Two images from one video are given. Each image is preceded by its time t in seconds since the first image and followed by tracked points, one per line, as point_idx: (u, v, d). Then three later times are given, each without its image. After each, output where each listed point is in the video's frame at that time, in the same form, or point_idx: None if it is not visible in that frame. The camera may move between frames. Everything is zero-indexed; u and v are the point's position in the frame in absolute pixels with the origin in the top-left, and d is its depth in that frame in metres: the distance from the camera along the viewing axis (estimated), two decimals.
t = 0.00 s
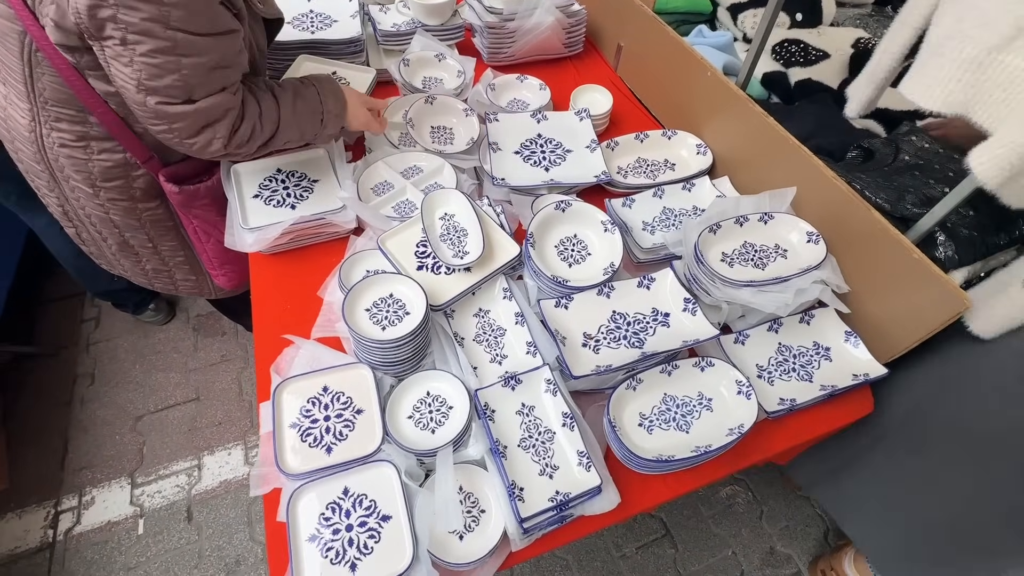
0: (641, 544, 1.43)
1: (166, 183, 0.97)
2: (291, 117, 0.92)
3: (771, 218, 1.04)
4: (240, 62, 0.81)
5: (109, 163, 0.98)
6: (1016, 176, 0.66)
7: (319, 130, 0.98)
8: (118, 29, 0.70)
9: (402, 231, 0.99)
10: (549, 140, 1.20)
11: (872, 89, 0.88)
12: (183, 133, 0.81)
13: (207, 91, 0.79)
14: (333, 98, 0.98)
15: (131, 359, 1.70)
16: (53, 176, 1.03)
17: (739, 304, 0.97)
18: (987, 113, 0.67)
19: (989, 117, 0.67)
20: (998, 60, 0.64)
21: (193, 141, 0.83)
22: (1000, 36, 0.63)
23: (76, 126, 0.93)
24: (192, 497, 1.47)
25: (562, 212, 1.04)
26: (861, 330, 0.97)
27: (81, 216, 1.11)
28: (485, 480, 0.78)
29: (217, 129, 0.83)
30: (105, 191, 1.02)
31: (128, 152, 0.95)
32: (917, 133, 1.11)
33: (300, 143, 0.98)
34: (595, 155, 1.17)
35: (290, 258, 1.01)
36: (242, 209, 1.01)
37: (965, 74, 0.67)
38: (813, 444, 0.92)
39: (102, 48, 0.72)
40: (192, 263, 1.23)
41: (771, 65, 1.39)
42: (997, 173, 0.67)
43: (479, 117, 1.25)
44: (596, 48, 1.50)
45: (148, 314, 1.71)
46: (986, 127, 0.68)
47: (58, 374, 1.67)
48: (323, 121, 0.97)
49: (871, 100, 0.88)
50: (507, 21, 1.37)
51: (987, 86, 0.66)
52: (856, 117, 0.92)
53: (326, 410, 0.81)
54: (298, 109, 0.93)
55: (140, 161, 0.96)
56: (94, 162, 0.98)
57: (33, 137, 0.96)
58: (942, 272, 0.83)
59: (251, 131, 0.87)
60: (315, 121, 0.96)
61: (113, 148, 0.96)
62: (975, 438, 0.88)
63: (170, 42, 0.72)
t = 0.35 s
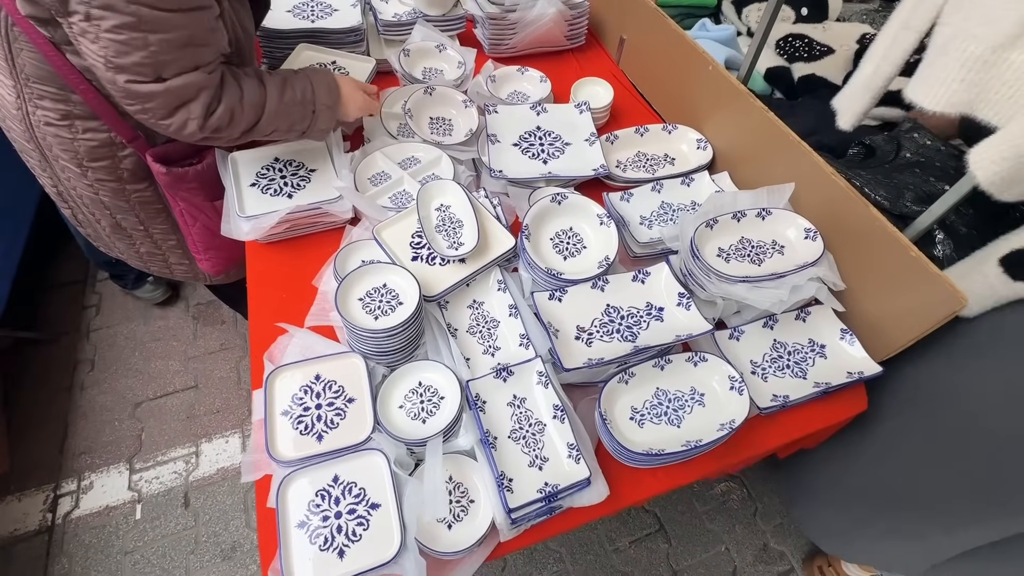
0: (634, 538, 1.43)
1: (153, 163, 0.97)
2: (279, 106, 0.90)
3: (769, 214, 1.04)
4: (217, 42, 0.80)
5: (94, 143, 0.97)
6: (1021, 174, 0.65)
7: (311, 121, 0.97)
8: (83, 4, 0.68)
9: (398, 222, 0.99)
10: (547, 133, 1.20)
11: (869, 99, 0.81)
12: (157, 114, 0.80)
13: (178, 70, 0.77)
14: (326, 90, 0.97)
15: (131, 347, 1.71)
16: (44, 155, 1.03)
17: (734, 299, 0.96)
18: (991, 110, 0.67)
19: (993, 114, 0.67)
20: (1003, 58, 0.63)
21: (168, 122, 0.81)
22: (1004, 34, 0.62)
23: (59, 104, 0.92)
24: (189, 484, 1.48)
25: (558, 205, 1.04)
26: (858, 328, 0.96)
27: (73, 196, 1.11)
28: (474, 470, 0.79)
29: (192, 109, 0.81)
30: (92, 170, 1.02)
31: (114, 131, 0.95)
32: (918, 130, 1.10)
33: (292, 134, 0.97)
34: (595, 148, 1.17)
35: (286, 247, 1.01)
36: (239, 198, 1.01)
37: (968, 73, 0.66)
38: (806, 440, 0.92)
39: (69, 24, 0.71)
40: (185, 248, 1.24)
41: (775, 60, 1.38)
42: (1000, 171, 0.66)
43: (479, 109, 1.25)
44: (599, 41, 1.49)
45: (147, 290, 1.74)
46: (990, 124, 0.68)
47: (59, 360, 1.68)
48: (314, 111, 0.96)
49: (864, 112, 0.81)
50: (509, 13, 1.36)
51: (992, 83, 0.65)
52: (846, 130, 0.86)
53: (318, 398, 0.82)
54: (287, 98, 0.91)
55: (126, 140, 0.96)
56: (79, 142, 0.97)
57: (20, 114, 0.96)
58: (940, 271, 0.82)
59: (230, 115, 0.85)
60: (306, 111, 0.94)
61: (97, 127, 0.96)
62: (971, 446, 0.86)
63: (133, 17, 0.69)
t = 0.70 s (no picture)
0: (631, 541, 1.44)
1: (148, 154, 0.99)
2: (228, 113, 0.88)
3: (767, 221, 1.05)
4: (165, 39, 0.80)
5: (90, 136, 0.98)
6: (1005, 184, 0.67)
7: (271, 134, 0.94)
8: None
9: (400, 224, 1.01)
10: (548, 138, 1.21)
11: (857, 101, 0.83)
12: (92, 103, 0.81)
13: (112, 62, 0.77)
14: (292, 102, 0.94)
15: (134, 345, 1.72)
16: (49, 147, 1.06)
17: (731, 304, 0.97)
18: (977, 120, 0.68)
19: (980, 124, 0.68)
20: (988, 70, 0.65)
21: (104, 112, 0.82)
22: (987, 46, 0.64)
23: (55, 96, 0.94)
24: (189, 482, 1.49)
25: (557, 209, 1.06)
26: (854, 334, 0.97)
27: (77, 189, 1.13)
28: (472, 469, 0.80)
29: (124, 102, 0.81)
30: (92, 163, 1.03)
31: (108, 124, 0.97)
32: (914, 139, 1.11)
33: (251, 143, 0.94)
34: (595, 153, 1.18)
35: (290, 248, 1.03)
36: (243, 199, 1.02)
37: (954, 84, 0.67)
38: (801, 444, 0.93)
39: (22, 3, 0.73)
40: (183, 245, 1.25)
41: (775, 68, 1.39)
42: (988, 180, 0.67)
43: (482, 114, 1.27)
44: (601, 47, 1.51)
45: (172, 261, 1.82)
46: (976, 134, 0.69)
47: (62, 358, 1.69)
48: (275, 124, 0.93)
49: (854, 112, 0.83)
50: (512, 19, 1.38)
51: (978, 94, 0.67)
52: (836, 130, 0.88)
53: (319, 396, 0.83)
54: (239, 107, 0.89)
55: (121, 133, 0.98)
56: (76, 135, 0.98)
57: (24, 105, 0.98)
58: (934, 279, 0.83)
59: (167, 115, 0.84)
60: (263, 123, 0.92)
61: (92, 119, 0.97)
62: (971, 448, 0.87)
63: (71, 3, 0.71)
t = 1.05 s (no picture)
0: (628, 537, 1.45)
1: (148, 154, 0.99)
2: (283, 140, 0.86)
3: (763, 219, 1.07)
4: (201, 29, 0.80)
5: (95, 133, 1.00)
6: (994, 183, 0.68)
7: (322, 179, 0.90)
8: None
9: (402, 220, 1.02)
10: (548, 136, 1.23)
11: (850, 106, 0.84)
12: (149, 112, 0.80)
13: (163, 60, 0.78)
14: (349, 158, 0.90)
15: (137, 339, 1.74)
16: (54, 142, 1.06)
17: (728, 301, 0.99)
18: (967, 121, 0.69)
19: (970, 124, 0.69)
20: (979, 72, 0.66)
21: (159, 120, 0.81)
22: (977, 48, 0.65)
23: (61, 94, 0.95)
24: (191, 475, 1.51)
25: (557, 206, 1.07)
26: (848, 332, 0.99)
27: (82, 182, 1.14)
28: (471, 460, 0.81)
29: (178, 103, 0.80)
30: (96, 159, 1.05)
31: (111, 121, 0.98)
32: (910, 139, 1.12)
33: (300, 186, 0.90)
34: (595, 152, 1.20)
35: (293, 243, 1.04)
36: (248, 195, 1.04)
37: (945, 85, 0.69)
38: (796, 439, 0.95)
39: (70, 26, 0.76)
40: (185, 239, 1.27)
41: (773, 68, 1.41)
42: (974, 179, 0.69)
43: (484, 113, 1.28)
44: (601, 48, 1.52)
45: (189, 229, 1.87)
46: (966, 134, 0.70)
47: (66, 352, 1.71)
48: (328, 170, 0.89)
49: (847, 116, 0.84)
50: (513, 19, 1.39)
51: (969, 95, 0.68)
52: (829, 134, 0.90)
53: (321, 388, 0.84)
54: (295, 138, 0.87)
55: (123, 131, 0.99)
56: (81, 131, 0.99)
57: (29, 101, 0.99)
58: (928, 277, 0.85)
59: (219, 120, 0.82)
60: (316, 163, 0.88)
61: (97, 117, 0.98)
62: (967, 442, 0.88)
63: (113, 6, 0.73)
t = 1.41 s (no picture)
0: (626, 532, 1.46)
1: (159, 154, 1.01)
2: (292, 122, 0.88)
3: (762, 216, 1.08)
4: (213, 34, 0.83)
5: (105, 134, 1.01)
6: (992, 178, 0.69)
7: (335, 152, 0.91)
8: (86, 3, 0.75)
9: (403, 215, 1.03)
10: (549, 133, 1.24)
11: (845, 100, 0.86)
12: (164, 113, 0.83)
13: (178, 63, 0.81)
14: (356, 125, 0.92)
15: (139, 334, 1.75)
16: (62, 142, 1.07)
17: (726, 297, 1.00)
18: (967, 117, 0.71)
19: (970, 120, 0.70)
20: (978, 69, 0.67)
21: (173, 122, 0.84)
22: (977, 46, 0.66)
23: (71, 95, 0.96)
24: (194, 468, 1.52)
25: (557, 202, 1.08)
26: (846, 327, 1.00)
27: (89, 182, 1.15)
28: (472, 451, 0.83)
29: (192, 103, 0.82)
30: (104, 159, 1.06)
31: (121, 121, 0.99)
32: (906, 138, 1.14)
33: (315, 165, 0.92)
34: (595, 150, 1.21)
35: (296, 238, 1.05)
36: (252, 189, 1.05)
37: (944, 83, 0.70)
38: (794, 433, 0.95)
39: (83, 31, 0.78)
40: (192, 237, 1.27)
41: (773, 67, 1.42)
42: (974, 174, 0.70)
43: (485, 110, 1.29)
44: (603, 46, 1.53)
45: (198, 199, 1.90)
46: (967, 131, 0.71)
47: (69, 346, 1.72)
48: (338, 141, 0.91)
49: (842, 110, 0.85)
50: (515, 17, 1.40)
51: (969, 92, 0.69)
52: (826, 128, 0.91)
53: (324, 379, 0.86)
54: (302, 119, 0.89)
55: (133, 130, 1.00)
56: (90, 132, 1.01)
57: (39, 103, 1.00)
58: (925, 273, 0.85)
59: (232, 115, 0.85)
60: (326, 137, 0.90)
61: (106, 119, 0.99)
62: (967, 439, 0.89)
63: (128, 13, 0.76)
